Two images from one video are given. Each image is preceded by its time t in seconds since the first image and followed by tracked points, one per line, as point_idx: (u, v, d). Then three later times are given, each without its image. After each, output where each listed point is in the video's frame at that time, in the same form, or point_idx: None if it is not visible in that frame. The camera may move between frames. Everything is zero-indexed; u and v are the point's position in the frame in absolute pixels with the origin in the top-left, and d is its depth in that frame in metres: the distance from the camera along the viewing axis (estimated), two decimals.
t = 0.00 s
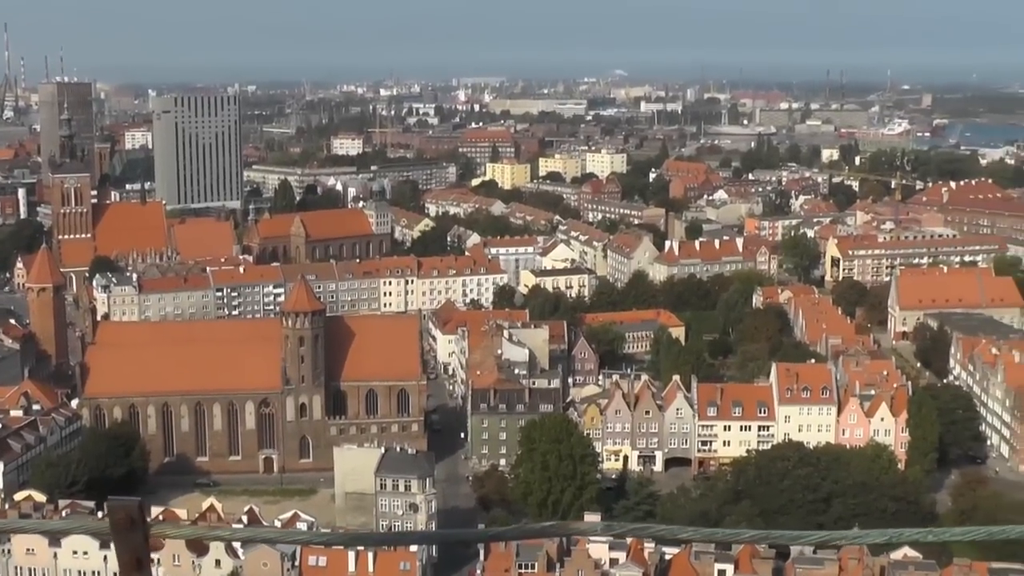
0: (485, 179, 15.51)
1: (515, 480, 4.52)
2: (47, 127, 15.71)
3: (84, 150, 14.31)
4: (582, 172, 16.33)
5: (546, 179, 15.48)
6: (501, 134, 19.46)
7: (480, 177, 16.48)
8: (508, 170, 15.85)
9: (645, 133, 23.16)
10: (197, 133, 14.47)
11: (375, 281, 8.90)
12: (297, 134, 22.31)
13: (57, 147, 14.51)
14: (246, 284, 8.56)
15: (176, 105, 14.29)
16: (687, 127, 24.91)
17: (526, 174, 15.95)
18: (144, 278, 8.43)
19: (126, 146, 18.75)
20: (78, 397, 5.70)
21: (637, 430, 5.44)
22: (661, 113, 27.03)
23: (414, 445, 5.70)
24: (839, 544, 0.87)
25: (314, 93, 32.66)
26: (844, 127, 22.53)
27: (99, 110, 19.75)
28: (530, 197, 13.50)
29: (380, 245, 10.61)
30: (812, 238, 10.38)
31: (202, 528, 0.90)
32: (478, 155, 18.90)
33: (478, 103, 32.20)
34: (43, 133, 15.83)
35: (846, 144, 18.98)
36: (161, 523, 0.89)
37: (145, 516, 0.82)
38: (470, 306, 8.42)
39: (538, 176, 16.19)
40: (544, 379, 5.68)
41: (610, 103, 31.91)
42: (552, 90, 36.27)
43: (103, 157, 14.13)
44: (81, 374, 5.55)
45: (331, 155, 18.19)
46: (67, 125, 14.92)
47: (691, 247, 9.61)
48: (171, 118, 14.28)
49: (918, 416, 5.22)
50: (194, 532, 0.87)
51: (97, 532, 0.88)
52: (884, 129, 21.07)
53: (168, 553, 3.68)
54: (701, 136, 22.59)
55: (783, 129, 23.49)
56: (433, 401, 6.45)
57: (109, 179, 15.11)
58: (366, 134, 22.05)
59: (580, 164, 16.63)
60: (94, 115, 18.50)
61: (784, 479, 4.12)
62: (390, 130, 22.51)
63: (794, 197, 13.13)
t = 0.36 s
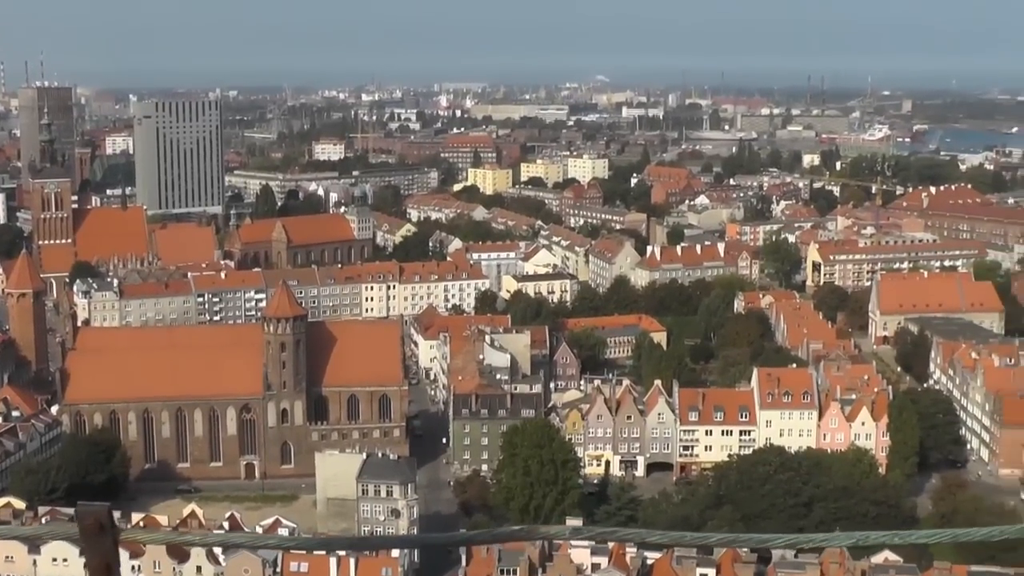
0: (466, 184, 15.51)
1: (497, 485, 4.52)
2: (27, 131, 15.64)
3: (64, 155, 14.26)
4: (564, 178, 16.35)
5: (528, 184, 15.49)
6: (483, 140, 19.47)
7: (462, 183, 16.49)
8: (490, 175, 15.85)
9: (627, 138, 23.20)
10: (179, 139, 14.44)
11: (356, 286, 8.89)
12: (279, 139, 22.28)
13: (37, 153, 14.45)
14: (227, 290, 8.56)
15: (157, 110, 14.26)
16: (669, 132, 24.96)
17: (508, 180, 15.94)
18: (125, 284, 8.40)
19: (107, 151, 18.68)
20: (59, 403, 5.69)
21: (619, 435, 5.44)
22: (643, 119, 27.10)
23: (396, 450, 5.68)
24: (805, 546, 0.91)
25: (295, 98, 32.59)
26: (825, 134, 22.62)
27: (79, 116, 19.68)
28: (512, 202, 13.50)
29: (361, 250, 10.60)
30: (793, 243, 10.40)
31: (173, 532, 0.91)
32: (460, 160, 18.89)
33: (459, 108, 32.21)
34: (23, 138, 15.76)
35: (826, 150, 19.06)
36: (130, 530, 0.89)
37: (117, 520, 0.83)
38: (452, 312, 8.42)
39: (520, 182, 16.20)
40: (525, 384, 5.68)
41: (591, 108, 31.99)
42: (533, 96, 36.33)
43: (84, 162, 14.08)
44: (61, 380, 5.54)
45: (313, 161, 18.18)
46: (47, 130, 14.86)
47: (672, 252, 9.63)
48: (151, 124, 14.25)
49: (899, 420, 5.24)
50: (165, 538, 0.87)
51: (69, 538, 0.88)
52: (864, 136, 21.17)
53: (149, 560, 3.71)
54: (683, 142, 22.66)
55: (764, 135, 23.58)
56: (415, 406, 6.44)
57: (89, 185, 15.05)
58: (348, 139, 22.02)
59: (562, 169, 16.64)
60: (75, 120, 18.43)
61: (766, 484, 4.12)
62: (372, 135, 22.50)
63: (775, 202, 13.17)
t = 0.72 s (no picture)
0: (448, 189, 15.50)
1: (478, 490, 4.52)
2: (8, 135, 15.57)
3: (44, 159, 14.20)
4: (545, 183, 16.36)
5: (510, 189, 15.49)
6: (464, 145, 19.47)
7: (444, 188, 16.49)
8: (471, 181, 15.84)
9: (608, 143, 23.26)
10: (160, 144, 14.41)
11: (338, 291, 8.88)
12: (260, 144, 22.24)
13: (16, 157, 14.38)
14: (209, 295, 8.56)
15: (139, 115, 14.23)
16: (650, 137, 25.02)
17: (490, 185, 15.95)
18: (106, 289, 8.38)
19: (88, 156, 18.60)
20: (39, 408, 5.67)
21: (601, 440, 5.44)
22: (625, 124, 27.14)
23: (377, 456, 5.68)
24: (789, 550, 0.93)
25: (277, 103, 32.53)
26: (805, 140, 22.71)
27: (59, 120, 19.59)
28: (493, 207, 13.51)
29: (343, 256, 10.60)
30: (775, 248, 10.42)
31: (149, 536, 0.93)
32: (442, 165, 18.90)
33: (441, 113, 32.21)
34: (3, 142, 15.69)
35: (807, 155, 19.12)
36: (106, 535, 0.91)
37: (92, 525, 0.85)
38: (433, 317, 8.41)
39: (502, 187, 16.20)
40: (508, 390, 5.68)
41: (574, 113, 32.04)
42: (515, 101, 36.37)
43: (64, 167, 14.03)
44: (41, 385, 5.52)
45: (294, 166, 18.16)
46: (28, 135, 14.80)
47: (653, 258, 9.65)
48: (133, 129, 14.21)
49: (880, 425, 5.25)
50: (140, 541, 0.89)
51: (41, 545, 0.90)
52: (844, 142, 21.26)
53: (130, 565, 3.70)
54: (664, 147, 22.70)
55: (745, 140, 23.64)
56: (396, 411, 6.43)
57: (69, 189, 14.99)
58: (329, 144, 22.02)
59: (544, 174, 16.65)
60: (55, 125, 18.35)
61: (748, 488, 4.13)
62: (354, 140, 22.49)
63: (757, 207, 13.20)
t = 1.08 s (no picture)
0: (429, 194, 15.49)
1: (460, 495, 4.54)
2: None
3: (23, 165, 14.12)
4: (527, 188, 16.36)
5: (491, 195, 15.49)
6: (445, 150, 19.46)
7: (425, 193, 16.47)
8: (452, 186, 15.82)
9: (590, 148, 23.28)
10: (141, 148, 14.36)
11: (319, 297, 8.87)
12: (241, 149, 22.18)
13: None
14: (190, 300, 8.54)
15: (119, 119, 14.17)
16: (631, 142, 25.05)
17: (471, 190, 15.94)
18: (86, 294, 8.35)
19: (68, 161, 18.51)
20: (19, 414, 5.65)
21: (582, 445, 5.46)
22: (606, 129, 27.17)
23: (358, 461, 5.68)
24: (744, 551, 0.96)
25: (257, 109, 32.45)
26: (786, 145, 22.79)
27: (38, 125, 19.49)
28: (475, 212, 13.50)
29: (324, 260, 10.58)
30: (756, 253, 10.44)
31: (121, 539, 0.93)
32: (423, 170, 18.90)
33: (422, 118, 32.19)
34: None
35: (788, 160, 19.18)
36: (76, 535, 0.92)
37: (58, 531, 0.84)
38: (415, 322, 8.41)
39: (483, 192, 16.19)
40: (489, 395, 5.69)
41: (555, 119, 32.08)
42: (496, 106, 36.40)
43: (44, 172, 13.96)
44: (22, 390, 5.50)
45: (275, 170, 18.11)
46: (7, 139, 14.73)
47: (635, 262, 9.67)
48: (113, 133, 14.16)
49: (860, 429, 5.28)
50: (109, 546, 0.89)
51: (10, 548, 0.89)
52: (825, 147, 21.34)
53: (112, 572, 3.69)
54: (646, 152, 22.74)
55: (726, 146, 23.69)
56: (378, 416, 6.43)
57: (48, 194, 14.91)
58: (311, 149, 21.98)
59: (525, 179, 16.65)
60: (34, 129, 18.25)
61: (729, 493, 4.15)
62: (335, 145, 22.45)
63: (738, 212, 13.23)
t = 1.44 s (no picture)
0: (410, 198, 15.47)
1: (442, 498, 4.55)
2: None
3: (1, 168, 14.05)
4: (508, 191, 16.36)
5: (472, 198, 15.48)
6: (426, 154, 19.44)
7: (406, 196, 16.46)
8: (433, 189, 15.81)
9: (571, 151, 23.30)
10: (120, 151, 14.33)
11: (300, 300, 8.87)
12: (221, 153, 22.10)
13: None
14: (170, 303, 8.56)
15: (98, 123, 14.12)
16: (612, 146, 25.07)
17: (452, 193, 15.94)
18: (66, 297, 8.33)
19: (46, 164, 18.39)
20: None
21: (563, 448, 5.47)
22: (587, 132, 27.20)
23: (339, 464, 5.69)
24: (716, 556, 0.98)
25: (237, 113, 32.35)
26: (766, 149, 22.87)
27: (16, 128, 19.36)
28: (456, 216, 13.50)
29: (305, 264, 10.58)
30: (736, 256, 10.46)
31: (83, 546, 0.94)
32: (405, 174, 18.88)
33: (403, 122, 32.16)
34: None
35: (769, 163, 19.24)
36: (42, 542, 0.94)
37: (26, 536, 0.82)
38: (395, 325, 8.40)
39: (464, 195, 16.17)
40: (470, 398, 5.69)
41: (535, 122, 32.11)
42: (477, 110, 36.42)
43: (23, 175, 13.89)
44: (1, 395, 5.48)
45: (256, 174, 18.06)
46: None
47: (616, 266, 9.68)
48: (92, 136, 14.11)
49: (841, 432, 5.24)
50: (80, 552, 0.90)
51: None
52: (805, 150, 21.42)
53: None
54: (626, 156, 22.77)
55: (707, 150, 23.75)
56: (360, 420, 6.44)
57: (26, 198, 14.82)
58: (291, 152, 21.94)
59: (506, 182, 16.64)
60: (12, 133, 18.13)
61: (710, 496, 4.18)
62: (315, 149, 22.42)
63: (718, 216, 13.26)
